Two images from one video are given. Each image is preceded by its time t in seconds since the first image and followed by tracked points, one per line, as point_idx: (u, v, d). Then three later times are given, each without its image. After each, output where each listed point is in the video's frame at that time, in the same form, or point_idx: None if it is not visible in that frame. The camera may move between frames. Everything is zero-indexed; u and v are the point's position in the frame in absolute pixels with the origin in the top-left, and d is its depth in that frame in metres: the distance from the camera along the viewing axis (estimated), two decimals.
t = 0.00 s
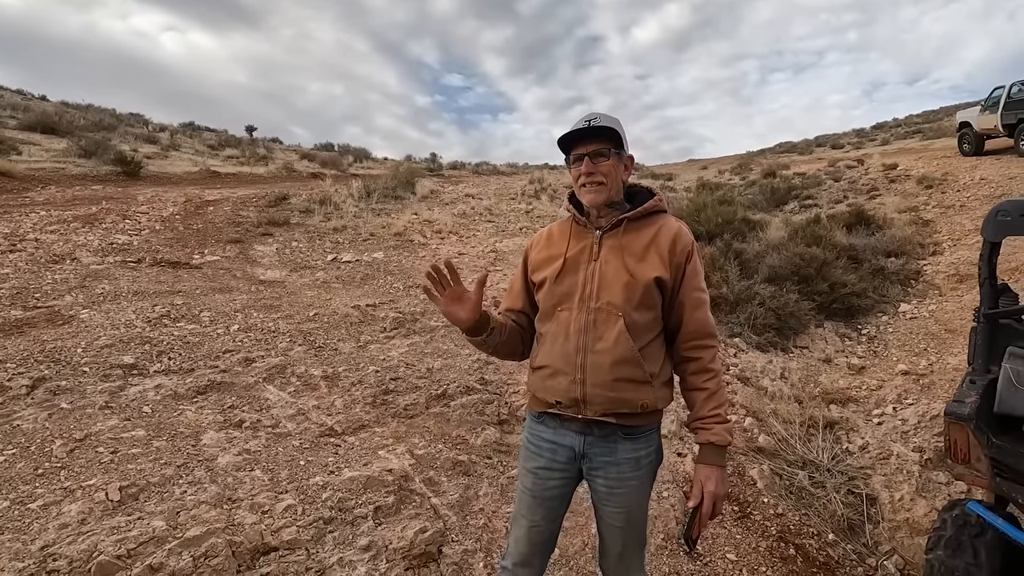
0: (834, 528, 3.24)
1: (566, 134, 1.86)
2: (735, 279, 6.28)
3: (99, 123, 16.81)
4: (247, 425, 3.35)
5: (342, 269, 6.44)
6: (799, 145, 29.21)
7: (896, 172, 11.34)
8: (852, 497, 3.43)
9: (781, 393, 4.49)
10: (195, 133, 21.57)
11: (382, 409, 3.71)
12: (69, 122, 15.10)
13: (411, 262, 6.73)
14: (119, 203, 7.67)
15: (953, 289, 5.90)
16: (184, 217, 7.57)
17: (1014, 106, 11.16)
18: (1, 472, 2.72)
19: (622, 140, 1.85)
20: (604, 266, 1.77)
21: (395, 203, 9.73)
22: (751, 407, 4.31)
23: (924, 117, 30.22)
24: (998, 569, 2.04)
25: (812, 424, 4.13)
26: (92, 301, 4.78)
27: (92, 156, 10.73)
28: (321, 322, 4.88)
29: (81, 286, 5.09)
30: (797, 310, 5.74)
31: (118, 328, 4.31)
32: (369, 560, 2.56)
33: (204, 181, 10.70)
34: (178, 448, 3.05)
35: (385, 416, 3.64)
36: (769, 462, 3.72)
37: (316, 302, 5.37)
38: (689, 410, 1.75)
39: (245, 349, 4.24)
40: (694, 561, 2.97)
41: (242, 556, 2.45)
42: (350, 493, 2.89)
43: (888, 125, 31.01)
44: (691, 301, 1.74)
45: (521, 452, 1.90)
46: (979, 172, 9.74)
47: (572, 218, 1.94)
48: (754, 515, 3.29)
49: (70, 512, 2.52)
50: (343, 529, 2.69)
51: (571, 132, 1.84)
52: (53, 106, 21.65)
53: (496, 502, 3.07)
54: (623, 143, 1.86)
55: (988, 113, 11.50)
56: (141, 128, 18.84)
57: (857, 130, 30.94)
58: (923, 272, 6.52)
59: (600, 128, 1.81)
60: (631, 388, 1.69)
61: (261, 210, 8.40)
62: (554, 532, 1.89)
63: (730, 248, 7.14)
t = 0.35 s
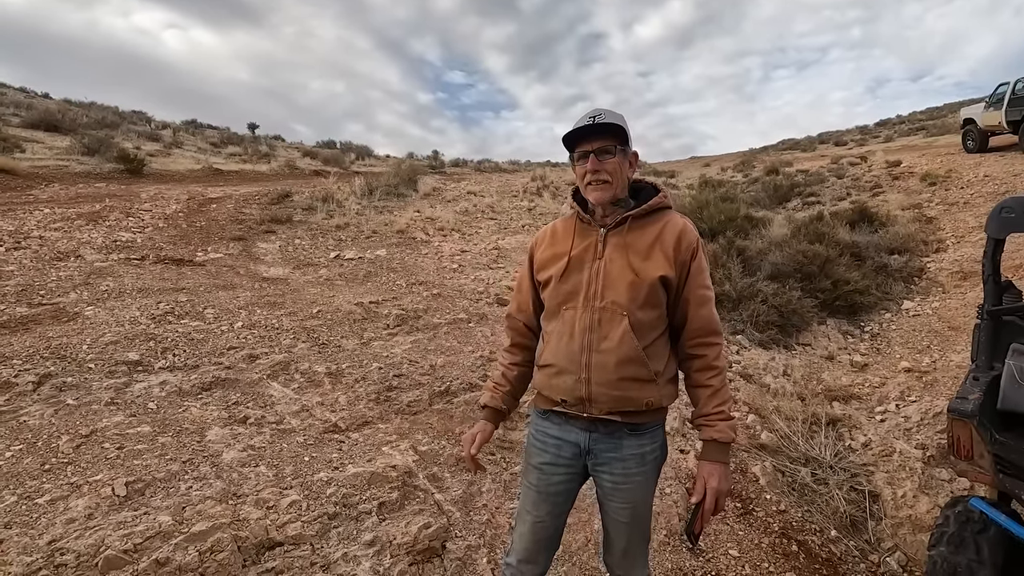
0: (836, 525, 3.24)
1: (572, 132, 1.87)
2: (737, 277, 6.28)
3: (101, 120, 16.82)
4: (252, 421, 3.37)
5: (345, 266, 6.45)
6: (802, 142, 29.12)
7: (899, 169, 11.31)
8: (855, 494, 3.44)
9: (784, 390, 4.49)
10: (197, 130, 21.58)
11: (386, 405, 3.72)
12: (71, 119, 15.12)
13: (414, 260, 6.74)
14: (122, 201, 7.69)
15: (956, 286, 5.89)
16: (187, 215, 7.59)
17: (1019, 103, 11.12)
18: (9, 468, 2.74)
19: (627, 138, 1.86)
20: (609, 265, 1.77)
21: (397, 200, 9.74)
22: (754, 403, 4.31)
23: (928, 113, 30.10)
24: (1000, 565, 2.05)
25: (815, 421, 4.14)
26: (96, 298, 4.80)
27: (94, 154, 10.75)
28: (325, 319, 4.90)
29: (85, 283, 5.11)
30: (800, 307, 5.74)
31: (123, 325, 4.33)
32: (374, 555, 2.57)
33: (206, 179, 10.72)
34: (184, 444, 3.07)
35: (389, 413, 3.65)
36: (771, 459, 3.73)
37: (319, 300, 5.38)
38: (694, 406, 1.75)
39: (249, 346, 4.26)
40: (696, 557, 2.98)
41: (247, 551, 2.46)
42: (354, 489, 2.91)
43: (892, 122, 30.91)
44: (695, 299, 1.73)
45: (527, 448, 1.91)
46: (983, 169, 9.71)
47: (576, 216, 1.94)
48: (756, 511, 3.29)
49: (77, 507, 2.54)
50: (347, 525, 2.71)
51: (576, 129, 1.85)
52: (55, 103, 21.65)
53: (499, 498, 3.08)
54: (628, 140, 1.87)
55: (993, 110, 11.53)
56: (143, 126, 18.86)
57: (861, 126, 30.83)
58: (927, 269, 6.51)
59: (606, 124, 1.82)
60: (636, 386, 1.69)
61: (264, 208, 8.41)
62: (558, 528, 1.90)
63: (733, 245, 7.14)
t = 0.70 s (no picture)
0: (837, 524, 3.24)
1: (556, 132, 1.85)
2: (738, 276, 6.29)
3: (103, 120, 16.86)
4: (254, 419, 3.38)
5: (346, 266, 6.47)
6: (804, 141, 29.06)
7: (901, 169, 11.29)
8: (856, 493, 3.44)
9: (785, 390, 4.49)
10: (198, 130, 21.60)
11: (387, 404, 3.73)
12: (74, 119, 15.16)
13: (415, 259, 6.75)
14: (124, 200, 7.71)
15: (958, 285, 5.88)
16: (188, 214, 7.61)
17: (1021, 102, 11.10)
18: (13, 466, 2.76)
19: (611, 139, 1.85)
20: (592, 269, 1.77)
21: (399, 200, 9.75)
22: (755, 403, 4.31)
23: (931, 112, 30.02)
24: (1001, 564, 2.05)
25: (816, 420, 4.13)
26: (99, 298, 4.81)
27: (97, 154, 10.78)
28: (326, 318, 4.91)
29: (88, 282, 5.13)
30: (802, 307, 5.74)
31: (126, 324, 4.35)
32: (375, 553, 2.58)
33: (208, 178, 10.74)
34: (186, 443, 3.08)
35: (390, 412, 3.66)
36: (772, 458, 3.73)
37: (321, 299, 5.40)
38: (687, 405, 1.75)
39: (251, 345, 4.27)
40: (697, 556, 2.99)
41: (248, 549, 2.47)
42: (355, 487, 2.92)
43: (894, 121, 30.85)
44: (682, 298, 1.72)
45: (522, 447, 1.92)
46: (985, 168, 9.69)
47: (560, 219, 1.93)
48: (757, 510, 3.30)
49: (80, 505, 2.56)
50: (348, 523, 2.72)
51: (560, 129, 1.83)
52: (58, 104, 21.70)
53: (500, 497, 3.08)
54: (611, 141, 1.86)
55: (996, 109, 11.52)
56: (145, 125, 18.90)
57: (863, 125, 30.76)
58: (928, 269, 6.50)
59: (590, 125, 1.80)
60: (623, 388, 1.70)
61: (265, 207, 8.42)
62: (555, 529, 1.89)
63: (735, 244, 7.14)
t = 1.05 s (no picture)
0: (848, 527, 3.21)
1: (531, 131, 1.87)
2: (746, 277, 6.26)
3: (112, 123, 17.00)
4: (263, 421, 3.39)
5: (353, 267, 6.48)
6: (810, 142, 28.96)
7: (910, 169, 11.22)
8: (867, 496, 3.41)
9: (794, 392, 4.46)
10: (205, 133, 21.72)
11: (395, 406, 3.73)
12: (82, 123, 15.28)
13: (422, 261, 6.76)
14: (133, 203, 7.76)
15: (968, 286, 5.83)
16: (197, 217, 7.65)
17: None
18: (25, 466, 2.78)
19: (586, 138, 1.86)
20: (570, 265, 1.76)
21: (405, 201, 9.77)
22: (763, 405, 4.29)
23: (939, 112, 29.84)
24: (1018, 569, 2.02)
25: (825, 422, 4.10)
26: (109, 299, 4.85)
27: (106, 157, 10.86)
28: (334, 320, 4.93)
29: (98, 284, 5.17)
30: (810, 308, 5.71)
31: (135, 326, 4.37)
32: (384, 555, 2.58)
33: (216, 181, 10.80)
34: (196, 444, 3.09)
35: (398, 413, 3.66)
36: (781, 461, 3.71)
37: (329, 300, 5.41)
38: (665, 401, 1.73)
39: (260, 347, 4.29)
40: (706, 559, 2.97)
41: (259, 550, 2.48)
42: (364, 489, 2.92)
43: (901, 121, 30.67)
44: (659, 292, 1.72)
45: (504, 450, 1.92)
46: (995, 168, 9.61)
47: (537, 218, 1.93)
48: (766, 513, 3.28)
49: (92, 506, 2.57)
50: (358, 524, 2.72)
51: (535, 129, 1.85)
52: (66, 107, 21.89)
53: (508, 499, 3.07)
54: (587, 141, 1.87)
55: (1004, 109, 11.44)
56: (153, 128, 19.05)
57: (870, 126, 30.59)
58: (938, 270, 6.45)
59: (562, 123, 1.81)
60: (603, 386, 1.68)
61: (273, 209, 8.46)
62: (543, 531, 1.89)
63: (742, 246, 7.11)
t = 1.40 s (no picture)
0: (858, 532, 3.18)
1: (502, 136, 1.85)
2: (753, 280, 6.23)
3: (121, 127, 17.16)
4: (271, 424, 3.41)
5: (360, 270, 6.51)
6: (817, 143, 28.81)
7: (919, 170, 11.13)
8: (877, 501, 3.38)
9: (802, 395, 4.42)
10: (212, 136, 21.89)
11: (402, 409, 3.74)
12: (92, 127, 15.42)
13: (429, 263, 6.77)
14: (142, 206, 7.82)
15: (979, 289, 5.78)
16: (205, 220, 7.70)
17: None
18: (37, 470, 2.80)
19: (556, 143, 1.86)
20: (542, 272, 1.74)
21: (411, 204, 9.80)
22: (771, 408, 4.26)
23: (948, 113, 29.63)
24: None
25: (834, 426, 4.07)
26: (119, 303, 4.88)
27: (115, 161, 10.95)
28: (341, 323, 4.94)
29: (108, 287, 5.21)
30: (818, 311, 5.67)
31: (145, 329, 4.40)
32: (392, 558, 2.58)
33: (224, 184, 10.87)
34: (205, 447, 3.11)
35: (405, 417, 3.67)
36: (789, 464, 3.69)
37: (336, 303, 5.43)
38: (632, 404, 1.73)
39: (268, 350, 4.31)
40: (714, 564, 2.97)
41: (267, 553, 2.49)
42: (372, 493, 2.92)
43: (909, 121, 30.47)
44: (630, 297, 1.72)
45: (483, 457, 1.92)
46: (1006, 168, 9.52)
47: (508, 224, 1.91)
48: (775, 517, 3.26)
49: (102, 509, 2.59)
50: (365, 528, 2.72)
51: (505, 134, 1.84)
52: (75, 111, 22.08)
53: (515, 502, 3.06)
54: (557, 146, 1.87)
55: (1015, 109, 11.33)
56: (161, 132, 19.20)
57: (878, 126, 30.39)
58: (948, 271, 6.39)
59: (533, 128, 1.81)
60: (576, 393, 1.67)
61: (280, 212, 8.50)
62: (529, 534, 1.89)
63: (749, 248, 7.07)
